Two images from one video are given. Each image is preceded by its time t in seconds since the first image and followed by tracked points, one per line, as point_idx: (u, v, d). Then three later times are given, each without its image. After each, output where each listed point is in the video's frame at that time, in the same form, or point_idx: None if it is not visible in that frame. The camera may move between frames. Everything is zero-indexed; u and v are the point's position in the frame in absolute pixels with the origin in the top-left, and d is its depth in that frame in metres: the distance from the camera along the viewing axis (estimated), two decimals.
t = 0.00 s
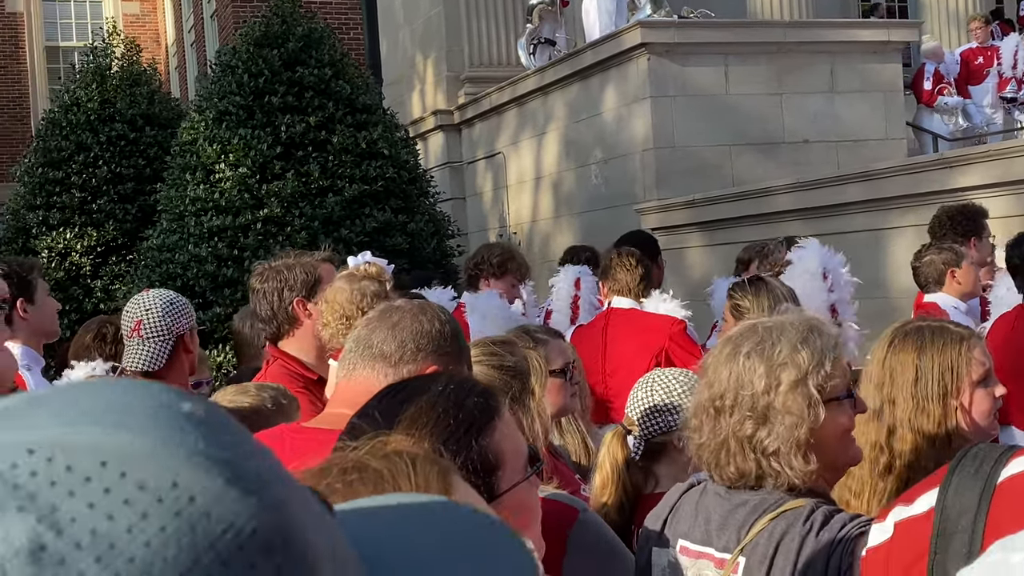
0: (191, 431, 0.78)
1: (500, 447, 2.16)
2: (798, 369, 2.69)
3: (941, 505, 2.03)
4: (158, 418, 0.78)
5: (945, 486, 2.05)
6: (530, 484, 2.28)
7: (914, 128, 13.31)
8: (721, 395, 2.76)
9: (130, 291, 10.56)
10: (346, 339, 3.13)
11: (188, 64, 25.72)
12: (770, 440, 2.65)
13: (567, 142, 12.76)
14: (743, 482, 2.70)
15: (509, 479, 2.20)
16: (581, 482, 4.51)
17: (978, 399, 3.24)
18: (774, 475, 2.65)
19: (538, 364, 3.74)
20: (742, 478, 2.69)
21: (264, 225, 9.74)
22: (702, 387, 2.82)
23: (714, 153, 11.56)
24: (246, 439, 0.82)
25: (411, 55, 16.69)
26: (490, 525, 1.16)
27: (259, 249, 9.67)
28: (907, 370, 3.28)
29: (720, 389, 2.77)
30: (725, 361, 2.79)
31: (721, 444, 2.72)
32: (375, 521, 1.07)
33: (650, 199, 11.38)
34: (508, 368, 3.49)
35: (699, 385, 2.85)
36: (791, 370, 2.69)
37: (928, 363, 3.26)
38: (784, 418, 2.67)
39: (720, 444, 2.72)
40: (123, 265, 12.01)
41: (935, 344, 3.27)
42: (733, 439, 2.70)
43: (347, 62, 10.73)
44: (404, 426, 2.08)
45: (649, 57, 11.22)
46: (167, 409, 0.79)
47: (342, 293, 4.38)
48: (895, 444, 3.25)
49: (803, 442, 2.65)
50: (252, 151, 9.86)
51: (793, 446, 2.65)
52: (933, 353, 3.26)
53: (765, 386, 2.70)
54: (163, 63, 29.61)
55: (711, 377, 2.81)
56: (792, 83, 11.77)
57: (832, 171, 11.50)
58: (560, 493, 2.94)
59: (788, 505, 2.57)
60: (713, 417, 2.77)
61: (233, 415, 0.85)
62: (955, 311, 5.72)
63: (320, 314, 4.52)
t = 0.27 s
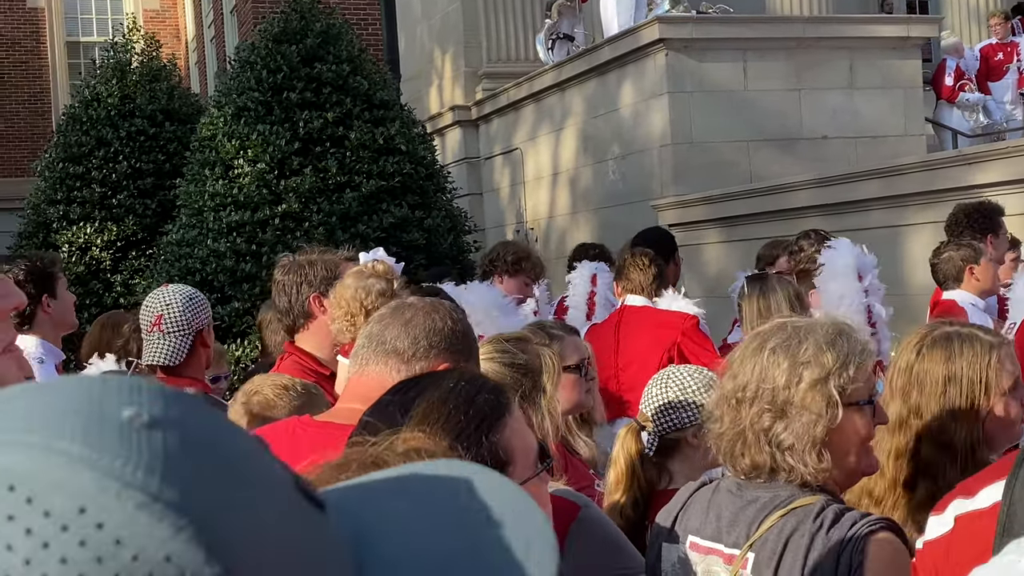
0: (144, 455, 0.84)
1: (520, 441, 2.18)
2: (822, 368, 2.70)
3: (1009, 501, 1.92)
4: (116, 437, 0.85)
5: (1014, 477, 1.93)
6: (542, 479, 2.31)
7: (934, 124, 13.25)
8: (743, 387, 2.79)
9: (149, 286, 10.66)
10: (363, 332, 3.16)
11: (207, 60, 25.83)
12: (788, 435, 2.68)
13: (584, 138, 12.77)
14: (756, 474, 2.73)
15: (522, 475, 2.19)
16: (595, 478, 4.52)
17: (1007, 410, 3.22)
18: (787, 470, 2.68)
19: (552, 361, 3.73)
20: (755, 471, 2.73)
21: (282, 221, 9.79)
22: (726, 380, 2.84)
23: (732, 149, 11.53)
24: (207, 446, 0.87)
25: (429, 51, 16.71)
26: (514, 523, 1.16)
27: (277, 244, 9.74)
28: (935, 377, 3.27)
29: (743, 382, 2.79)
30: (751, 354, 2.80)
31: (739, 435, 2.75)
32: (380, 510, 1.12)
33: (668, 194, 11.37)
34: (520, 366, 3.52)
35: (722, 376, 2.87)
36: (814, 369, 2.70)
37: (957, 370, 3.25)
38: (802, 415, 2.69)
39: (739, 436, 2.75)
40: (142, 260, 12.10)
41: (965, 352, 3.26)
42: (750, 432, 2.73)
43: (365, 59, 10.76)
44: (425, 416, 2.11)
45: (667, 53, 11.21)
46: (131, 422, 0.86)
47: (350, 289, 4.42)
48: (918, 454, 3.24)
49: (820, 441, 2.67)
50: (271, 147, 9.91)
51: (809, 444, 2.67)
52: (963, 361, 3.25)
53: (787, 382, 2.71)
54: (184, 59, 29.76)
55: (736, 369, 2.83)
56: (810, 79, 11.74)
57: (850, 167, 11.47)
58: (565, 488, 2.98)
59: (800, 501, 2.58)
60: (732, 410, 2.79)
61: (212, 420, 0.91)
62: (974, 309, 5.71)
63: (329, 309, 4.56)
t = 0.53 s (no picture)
0: (55, 459, 0.75)
1: (524, 432, 2.22)
2: (806, 356, 2.72)
3: None
4: (28, 439, 0.76)
5: None
6: (546, 470, 2.35)
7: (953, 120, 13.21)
8: (736, 377, 2.85)
9: (168, 281, 10.73)
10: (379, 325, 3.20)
11: (227, 56, 25.98)
12: (772, 423, 2.71)
13: (601, 134, 12.78)
14: (753, 464, 2.79)
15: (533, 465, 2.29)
16: (610, 473, 4.53)
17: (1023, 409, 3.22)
18: (774, 459, 2.72)
19: (562, 357, 3.73)
20: (750, 460, 2.78)
21: (300, 216, 9.85)
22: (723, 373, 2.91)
23: (750, 145, 11.50)
24: (155, 448, 0.78)
25: (447, 46, 16.75)
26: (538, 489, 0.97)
27: (295, 239, 9.78)
28: (953, 376, 3.26)
29: (736, 374, 2.86)
30: (743, 347, 2.87)
31: (731, 425, 2.82)
32: (339, 481, 0.90)
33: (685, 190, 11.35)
34: (528, 361, 3.55)
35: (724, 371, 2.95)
36: (798, 357, 2.73)
37: (975, 369, 3.23)
38: (785, 403, 2.72)
39: (733, 426, 2.82)
40: (161, 254, 12.18)
41: (982, 351, 3.25)
42: (740, 421, 2.80)
43: (382, 54, 10.78)
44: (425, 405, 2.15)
45: (684, 48, 11.19)
46: (45, 424, 0.77)
47: (370, 281, 4.47)
48: (936, 453, 3.22)
49: (803, 427, 2.68)
50: (289, 142, 9.96)
51: (793, 432, 2.68)
52: (980, 359, 3.24)
53: (772, 371, 2.76)
54: (203, 55, 29.94)
55: (733, 362, 2.90)
56: (829, 74, 11.71)
57: (869, 164, 11.42)
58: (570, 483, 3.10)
59: (802, 491, 2.60)
60: (727, 399, 2.87)
61: (149, 411, 0.81)
62: (989, 306, 5.71)
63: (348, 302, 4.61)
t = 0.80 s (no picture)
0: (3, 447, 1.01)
1: (537, 424, 2.25)
2: (819, 348, 2.88)
3: None
4: None
5: None
6: (562, 462, 2.38)
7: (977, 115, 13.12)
8: (762, 367, 3.03)
9: (191, 274, 10.83)
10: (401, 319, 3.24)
11: (250, 51, 26.05)
12: (780, 409, 2.87)
13: (623, 128, 12.77)
14: (766, 452, 2.93)
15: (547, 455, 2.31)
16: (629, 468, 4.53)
17: None
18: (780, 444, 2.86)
19: (578, 351, 3.73)
20: (761, 447, 2.93)
21: (322, 210, 9.87)
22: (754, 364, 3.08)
23: (774, 139, 11.45)
24: (89, 431, 1.06)
25: (469, 41, 16.75)
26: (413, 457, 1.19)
27: (317, 234, 9.83)
28: (970, 373, 3.25)
29: (762, 363, 3.04)
30: (775, 341, 3.06)
31: (749, 411, 2.99)
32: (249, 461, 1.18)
33: (707, 185, 11.32)
34: (542, 357, 3.56)
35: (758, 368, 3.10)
36: (811, 348, 2.90)
37: (992, 365, 3.22)
38: (793, 390, 2.87)
39: (750, 412, 2.98)
40: (185, 248, 12.28)
41: (999, 346, 3.23)
42: (757, 407, 2.96)
43: (404, 49, 10.80)
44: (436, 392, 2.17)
45: (707, 42, 11.17)
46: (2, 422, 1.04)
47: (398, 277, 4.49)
48: (952, 452, 3.22)
49: (807, 415, 2.81)
50: (311, 137, 9.99)
51: (797, 418, 2.82)
52: (996, 354, 3.22)
53: (787, 360, 2.93)
54: (227, 51, 30.03)
55: (765, 358, 3.07)
56: (852, 69, 11.66)
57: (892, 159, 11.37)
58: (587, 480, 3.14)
59: (807, 482, 2.70)
60: (752, 385, 3.05)
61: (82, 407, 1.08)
62: (1013, 304, 5.67)
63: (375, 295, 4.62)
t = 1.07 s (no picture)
0: None
1: (543, 415, 2.28)
2: (824, 348, 2.92)
3: None
4: None
5: None
6: (568, 452, 2.41)
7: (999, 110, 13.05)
8: (759, 371, 3.04)
9: (211, 269, 10.89)
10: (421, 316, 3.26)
11: (270, 45, 26.11)
12: (790, 412, 2.87)
13: (642, 124, 12.76)
14: (772, 456, 2.94)
15: (552, 447, 2.33)
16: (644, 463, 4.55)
17: None
18: (792, 448, 2.87)
19: (598, 346, 3.77)
20: (768, 452, 2.94)
21: (341, 206, 9.92)
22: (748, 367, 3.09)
23: (794, 135, 11.41)
24: (27, 410, 1.25)
25: (488, 36, 16.75)
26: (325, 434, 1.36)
27: (336, 229, 9.88)
28: (991, 366, 3.25)
29: (759, 366, 3.05)
30: (768, 343, 3.07)
31: (753, 417, 2.98)
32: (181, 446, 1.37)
33: (726, 181, 11.29)
34: (561, 352, 3.57)
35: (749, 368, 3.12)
36: (815, 348, 2.93)
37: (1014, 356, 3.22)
38: (802, 392, 2.90)
39: (755, 417, 2.98)
40: (205, 243, 12.35)
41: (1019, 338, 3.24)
42: (762, 412, 2.96)
43: (424, 44, 10.80)
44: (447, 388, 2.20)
45: (727, 38, 11.14)
46: None
47: (420, 269, 4.54)
48: (975, 444, 3.24)
49: (819, 415, 2.84)
50: (330, 133, 10.02)
51: (810, 420, 2.85)
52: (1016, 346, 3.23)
53: (790, 362, 2.95)
54: (247, 46, 30.13)
55: (758, 360, 3.08)
56: (872, 65, 11.62)
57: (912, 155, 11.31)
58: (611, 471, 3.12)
59: (817, 481, 2.73)
60: (749, 391, 3.05)
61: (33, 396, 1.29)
62: None
63: (400, 289, 4.68)
